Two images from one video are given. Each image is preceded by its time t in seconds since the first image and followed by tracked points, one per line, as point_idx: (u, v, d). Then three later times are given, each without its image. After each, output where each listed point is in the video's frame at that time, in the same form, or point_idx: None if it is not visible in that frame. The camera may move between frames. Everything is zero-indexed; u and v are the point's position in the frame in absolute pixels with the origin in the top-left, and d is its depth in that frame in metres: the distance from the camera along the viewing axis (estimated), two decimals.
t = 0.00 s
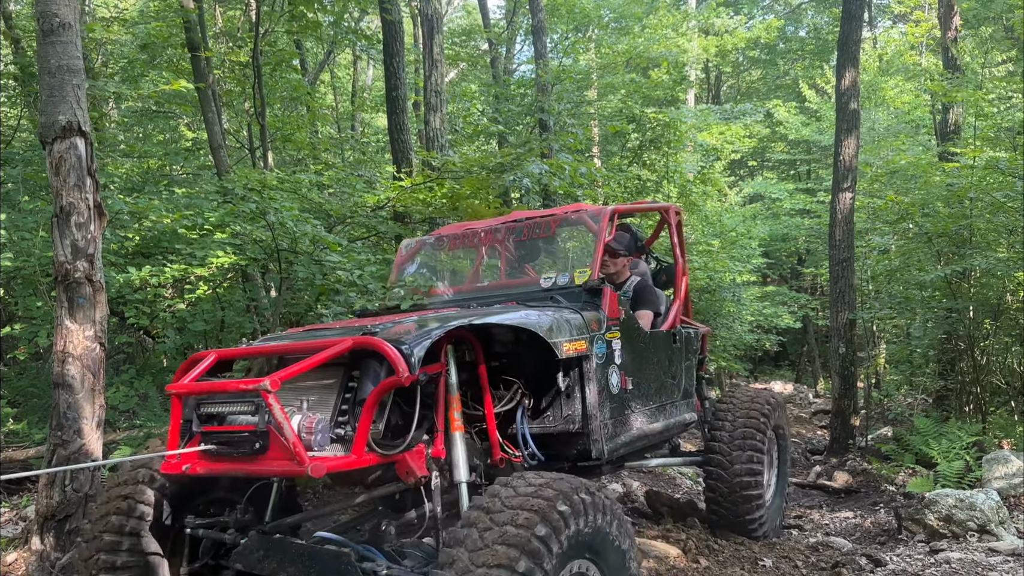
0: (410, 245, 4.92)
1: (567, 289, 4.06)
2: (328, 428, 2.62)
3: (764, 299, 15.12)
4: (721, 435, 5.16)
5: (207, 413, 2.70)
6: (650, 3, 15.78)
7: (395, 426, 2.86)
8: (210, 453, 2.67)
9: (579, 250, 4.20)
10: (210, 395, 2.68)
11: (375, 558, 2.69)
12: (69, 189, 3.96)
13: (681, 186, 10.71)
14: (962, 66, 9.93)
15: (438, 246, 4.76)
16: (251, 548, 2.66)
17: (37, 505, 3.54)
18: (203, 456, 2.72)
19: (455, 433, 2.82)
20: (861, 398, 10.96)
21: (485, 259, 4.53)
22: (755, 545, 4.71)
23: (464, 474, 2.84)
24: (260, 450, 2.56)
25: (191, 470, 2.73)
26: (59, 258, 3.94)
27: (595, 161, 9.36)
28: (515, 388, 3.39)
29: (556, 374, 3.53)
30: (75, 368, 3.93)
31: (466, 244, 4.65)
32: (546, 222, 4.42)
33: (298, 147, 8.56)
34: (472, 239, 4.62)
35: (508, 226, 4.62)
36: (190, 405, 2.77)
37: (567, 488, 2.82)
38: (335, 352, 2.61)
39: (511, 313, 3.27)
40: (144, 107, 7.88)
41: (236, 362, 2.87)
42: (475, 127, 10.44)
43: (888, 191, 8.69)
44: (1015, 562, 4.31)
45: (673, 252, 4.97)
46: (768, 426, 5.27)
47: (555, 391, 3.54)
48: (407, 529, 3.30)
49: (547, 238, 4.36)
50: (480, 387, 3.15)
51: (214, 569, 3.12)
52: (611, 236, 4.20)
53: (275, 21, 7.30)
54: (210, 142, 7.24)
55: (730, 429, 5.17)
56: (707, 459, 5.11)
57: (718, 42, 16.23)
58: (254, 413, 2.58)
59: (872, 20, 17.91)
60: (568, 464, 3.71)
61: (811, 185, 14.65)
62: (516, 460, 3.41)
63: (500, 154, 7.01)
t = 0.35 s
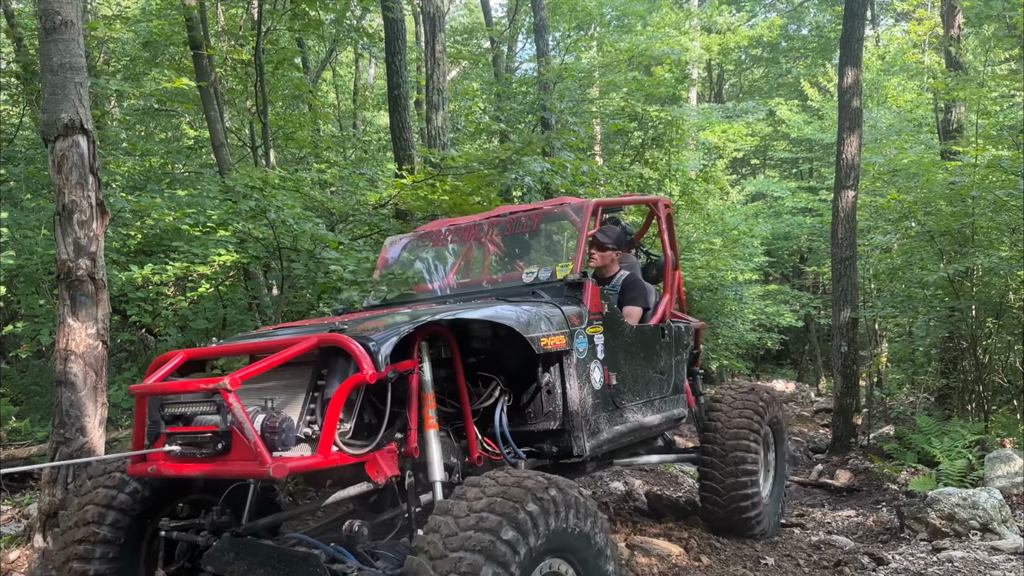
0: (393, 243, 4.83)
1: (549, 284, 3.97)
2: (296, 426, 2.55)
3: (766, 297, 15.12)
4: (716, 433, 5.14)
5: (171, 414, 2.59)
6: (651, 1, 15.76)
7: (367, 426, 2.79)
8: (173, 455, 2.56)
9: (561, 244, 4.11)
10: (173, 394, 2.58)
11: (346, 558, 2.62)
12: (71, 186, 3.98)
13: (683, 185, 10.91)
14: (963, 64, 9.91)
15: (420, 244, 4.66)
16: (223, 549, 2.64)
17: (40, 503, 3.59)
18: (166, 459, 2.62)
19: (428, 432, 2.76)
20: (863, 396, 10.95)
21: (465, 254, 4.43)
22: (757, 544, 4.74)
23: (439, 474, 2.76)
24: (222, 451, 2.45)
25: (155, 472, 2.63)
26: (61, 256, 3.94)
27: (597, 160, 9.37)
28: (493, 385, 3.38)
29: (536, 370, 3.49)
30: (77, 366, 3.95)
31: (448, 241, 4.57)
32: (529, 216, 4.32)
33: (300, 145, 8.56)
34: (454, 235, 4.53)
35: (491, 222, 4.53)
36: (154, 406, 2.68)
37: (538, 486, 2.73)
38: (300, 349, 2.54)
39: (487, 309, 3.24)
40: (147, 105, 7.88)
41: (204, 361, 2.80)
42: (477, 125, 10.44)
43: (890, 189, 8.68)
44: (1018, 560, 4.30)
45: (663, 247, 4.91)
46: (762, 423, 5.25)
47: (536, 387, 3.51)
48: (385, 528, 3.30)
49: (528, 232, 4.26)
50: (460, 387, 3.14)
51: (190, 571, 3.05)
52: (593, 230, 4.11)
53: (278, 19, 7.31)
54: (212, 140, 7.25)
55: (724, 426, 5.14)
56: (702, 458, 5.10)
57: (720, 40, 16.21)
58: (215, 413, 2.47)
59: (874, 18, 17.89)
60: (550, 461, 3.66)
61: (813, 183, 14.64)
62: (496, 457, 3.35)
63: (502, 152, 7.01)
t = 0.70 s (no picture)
0: (383, 241, 4.81)
1: (537, 280, 3.94)
2: (274, 426, 2.51)
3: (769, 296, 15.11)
4: (710, 432, 5.10)
5: (151, 413, 2.58)
6: None
7: (349, 424, 2.81)
8: (151, 455, 2.53)
9: (551, 241, 4.09)
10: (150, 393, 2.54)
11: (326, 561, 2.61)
12: (75, 184, 3.98)
13: (686, 183, 11.05)
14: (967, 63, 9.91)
15: (409, 242, 4.64)
16: (204, 550, 2.62)
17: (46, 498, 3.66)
18: (145, 458, 2.58)
19: (411, 430, 2.74)
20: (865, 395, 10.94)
21: (454, 252, 4.40)
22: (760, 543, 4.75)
23: (423, 472, 2.74)
24: (198, 449, 2.41)
25: (132, 471, 2.59)
26: (65, 253, 3.94)
27: (600, 158, 9.37)
28: (479, 383, 3.36)
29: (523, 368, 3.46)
30: (81, 364, 3.96)
31: (438, 238, 4.55)
32: (518, 213, 4.30)
33: (303, 143, 8.56)
34: (443, 232, 4.51)
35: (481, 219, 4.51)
36: (132, 405, 2.66)
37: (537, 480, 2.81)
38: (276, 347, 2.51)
39: (471, 306, 3.14)
40: (150, 103, 7.89)
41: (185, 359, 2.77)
42: (480, 123, 10.44)
43: (893, 187, 8.66)
44: (1021, 560, 4.30)
45: (656, 243, 4.90)
46: (757, 419, 5.20)
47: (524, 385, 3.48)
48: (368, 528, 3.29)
49: (517, 230, 4.24)
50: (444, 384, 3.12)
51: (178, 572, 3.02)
52: (582, 226, 4.09)
53: (280, 17, 7.31)
54: (215, 138, 7.26)
55: (717, 426, 5.09)
56: (696, 457, 5.07)
57: (723, 38, 16.19)
58: (191, 411, 2.44)
59: (878, 16, 17.84)
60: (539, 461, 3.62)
61: (816, 182, 14.63)
62: (482, 456, 3.34)
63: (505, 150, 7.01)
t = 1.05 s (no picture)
0: (371, 234, 4.79)
1: (529, 273, 3.89)
2: (258, 422, 2.52)
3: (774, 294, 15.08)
4: (703, 430, 5.06)
5: (129, 409, 2.50)
6: None
7: (335, 419, 2.79)
8: (128, 452, 2.49)
9: (543, 232, 4.09)
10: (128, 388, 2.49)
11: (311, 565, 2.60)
12: (81, 180, 3.99)
13: (690, 181, 10.81)
14: (974, 61, 9.88)
15: (398, 234, 4.63)
16: (184, 550, 2.58)
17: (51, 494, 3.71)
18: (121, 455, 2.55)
19: (401, 427, 2.72)
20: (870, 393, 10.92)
21: (444, 243, 4.39)
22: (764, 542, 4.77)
23: (411, 471, 2.70)
24: (177, 446, 2.38)
25: (109, 468, 2.56)
26: (71, 250, 3.96)
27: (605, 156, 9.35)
28: (470, 379, 3.36)
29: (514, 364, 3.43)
30: (86, 360, 3.99)
31: (428, 231, 4.53)
32: (510, 205, 4.30)
33: (308, 141, 8.57)
34: (434, 225, 4.50)
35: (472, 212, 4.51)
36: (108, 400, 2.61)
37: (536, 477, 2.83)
38: (260, 340, 2.47)
39: (461, 298, 3.12)
40: (156, 101, 7.92)
41: (162, 351, 2.72)
42: (483, 120, 10.44)
43: (898, 185, 8.64)
44: None
45: (649, 236, 4.91)
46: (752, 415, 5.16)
47: (515, 380, 3.44)
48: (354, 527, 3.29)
49: (508, 222, 4.24)
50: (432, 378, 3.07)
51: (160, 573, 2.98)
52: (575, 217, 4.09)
53: (285, 15, 7.32)
54: (220, 135, 7.27)
55: (711, 423, 5.05)
56: (690, 456, 5.05)
57: (728, 35, 16.14)
58: (170, 407, 2.40)
59: (884, 13, 17.78)
60: (531, 458, 3.61)
61: (821, 180, 14.59)
62: (472, 453, 3.35)
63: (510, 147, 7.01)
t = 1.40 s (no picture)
0: (366, 224, 4.79)
1: (526, 265, 3.93)
2: (240, 416, 2.53)
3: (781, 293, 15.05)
4: (705, 430, 4.97)
5: (104, 401, 2.52)
6: None
7: (321, 415, 2.73)
8: (103, 447, 2.49)
9: (541, 223, 4.08)
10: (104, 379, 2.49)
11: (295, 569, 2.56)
12: (89, 177, 4.01)
13: (697, 179, 10.90)
14: (982, 58, 9.85)
15: (393, 225, 4.63)
16: (163, 552, 2.58)
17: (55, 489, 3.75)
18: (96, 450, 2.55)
19: (390, 422, 2.69)
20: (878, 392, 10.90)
21: (440, 234, 4.40)
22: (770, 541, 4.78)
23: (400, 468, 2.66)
24: (153, 441, 2.38)
25: (84, 463, 2.56)
26: (79, 247, 3.98)
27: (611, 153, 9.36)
28: (463, 372, 3.32)
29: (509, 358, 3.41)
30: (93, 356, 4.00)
31: (424, 221, 4.54)
32: (507, 196, 4.31)
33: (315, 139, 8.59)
34: (430, 215, 4.51)
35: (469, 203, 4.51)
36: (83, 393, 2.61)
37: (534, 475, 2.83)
38: (241, 331, 2.47)
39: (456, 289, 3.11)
40: (163, 98, 7.95)
41: (141, 342, 2.71)
42: (490, 118, 10.45)
43: (906, 183, 8.62)
44: None
45: (651, 230, 4.89)
46: (754, 418, 5.08)
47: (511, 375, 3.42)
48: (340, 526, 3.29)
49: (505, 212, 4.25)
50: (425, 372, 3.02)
51: None
52: (573, 208, 4.09)
53: (292, 12, 7.33)
54: (228, 133, 7.29)
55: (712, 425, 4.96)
56: (691, 457, 4.93)
57: (735, 32, 16.10)
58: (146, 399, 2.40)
59: (892, 11, 17.73)
60: (527, 455, 3.59)
61: (829, 178, 14.56)
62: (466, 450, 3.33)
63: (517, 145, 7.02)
